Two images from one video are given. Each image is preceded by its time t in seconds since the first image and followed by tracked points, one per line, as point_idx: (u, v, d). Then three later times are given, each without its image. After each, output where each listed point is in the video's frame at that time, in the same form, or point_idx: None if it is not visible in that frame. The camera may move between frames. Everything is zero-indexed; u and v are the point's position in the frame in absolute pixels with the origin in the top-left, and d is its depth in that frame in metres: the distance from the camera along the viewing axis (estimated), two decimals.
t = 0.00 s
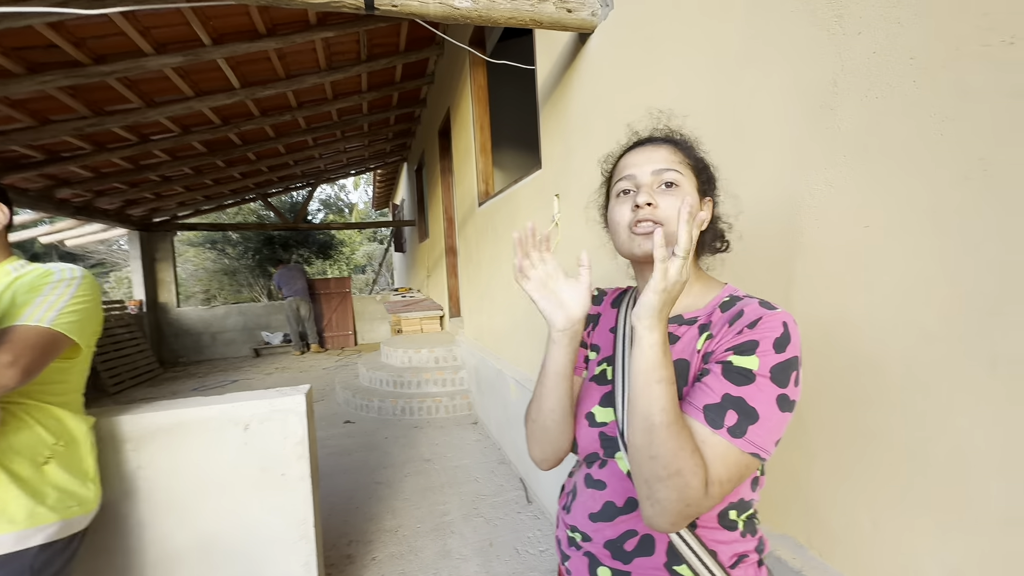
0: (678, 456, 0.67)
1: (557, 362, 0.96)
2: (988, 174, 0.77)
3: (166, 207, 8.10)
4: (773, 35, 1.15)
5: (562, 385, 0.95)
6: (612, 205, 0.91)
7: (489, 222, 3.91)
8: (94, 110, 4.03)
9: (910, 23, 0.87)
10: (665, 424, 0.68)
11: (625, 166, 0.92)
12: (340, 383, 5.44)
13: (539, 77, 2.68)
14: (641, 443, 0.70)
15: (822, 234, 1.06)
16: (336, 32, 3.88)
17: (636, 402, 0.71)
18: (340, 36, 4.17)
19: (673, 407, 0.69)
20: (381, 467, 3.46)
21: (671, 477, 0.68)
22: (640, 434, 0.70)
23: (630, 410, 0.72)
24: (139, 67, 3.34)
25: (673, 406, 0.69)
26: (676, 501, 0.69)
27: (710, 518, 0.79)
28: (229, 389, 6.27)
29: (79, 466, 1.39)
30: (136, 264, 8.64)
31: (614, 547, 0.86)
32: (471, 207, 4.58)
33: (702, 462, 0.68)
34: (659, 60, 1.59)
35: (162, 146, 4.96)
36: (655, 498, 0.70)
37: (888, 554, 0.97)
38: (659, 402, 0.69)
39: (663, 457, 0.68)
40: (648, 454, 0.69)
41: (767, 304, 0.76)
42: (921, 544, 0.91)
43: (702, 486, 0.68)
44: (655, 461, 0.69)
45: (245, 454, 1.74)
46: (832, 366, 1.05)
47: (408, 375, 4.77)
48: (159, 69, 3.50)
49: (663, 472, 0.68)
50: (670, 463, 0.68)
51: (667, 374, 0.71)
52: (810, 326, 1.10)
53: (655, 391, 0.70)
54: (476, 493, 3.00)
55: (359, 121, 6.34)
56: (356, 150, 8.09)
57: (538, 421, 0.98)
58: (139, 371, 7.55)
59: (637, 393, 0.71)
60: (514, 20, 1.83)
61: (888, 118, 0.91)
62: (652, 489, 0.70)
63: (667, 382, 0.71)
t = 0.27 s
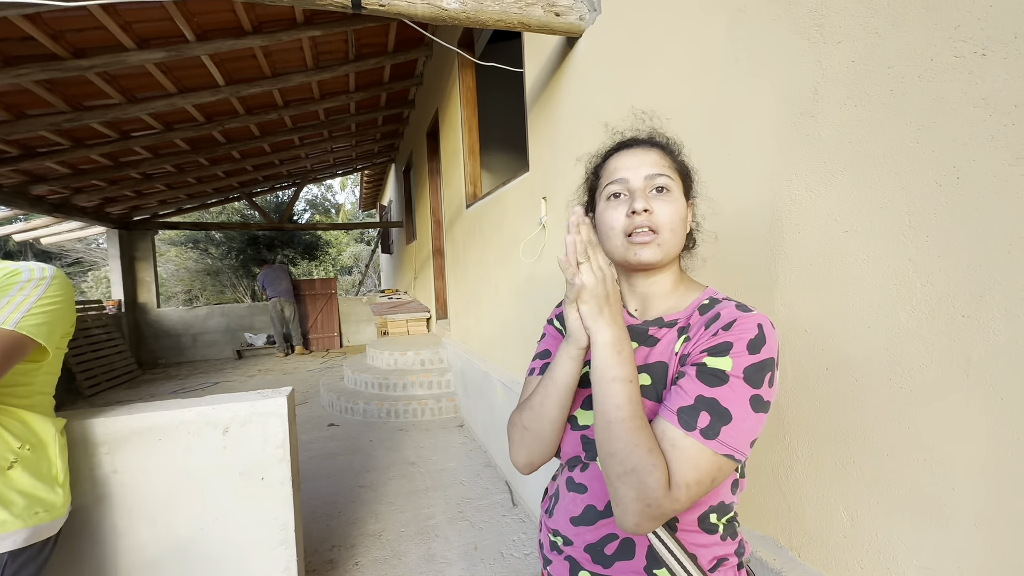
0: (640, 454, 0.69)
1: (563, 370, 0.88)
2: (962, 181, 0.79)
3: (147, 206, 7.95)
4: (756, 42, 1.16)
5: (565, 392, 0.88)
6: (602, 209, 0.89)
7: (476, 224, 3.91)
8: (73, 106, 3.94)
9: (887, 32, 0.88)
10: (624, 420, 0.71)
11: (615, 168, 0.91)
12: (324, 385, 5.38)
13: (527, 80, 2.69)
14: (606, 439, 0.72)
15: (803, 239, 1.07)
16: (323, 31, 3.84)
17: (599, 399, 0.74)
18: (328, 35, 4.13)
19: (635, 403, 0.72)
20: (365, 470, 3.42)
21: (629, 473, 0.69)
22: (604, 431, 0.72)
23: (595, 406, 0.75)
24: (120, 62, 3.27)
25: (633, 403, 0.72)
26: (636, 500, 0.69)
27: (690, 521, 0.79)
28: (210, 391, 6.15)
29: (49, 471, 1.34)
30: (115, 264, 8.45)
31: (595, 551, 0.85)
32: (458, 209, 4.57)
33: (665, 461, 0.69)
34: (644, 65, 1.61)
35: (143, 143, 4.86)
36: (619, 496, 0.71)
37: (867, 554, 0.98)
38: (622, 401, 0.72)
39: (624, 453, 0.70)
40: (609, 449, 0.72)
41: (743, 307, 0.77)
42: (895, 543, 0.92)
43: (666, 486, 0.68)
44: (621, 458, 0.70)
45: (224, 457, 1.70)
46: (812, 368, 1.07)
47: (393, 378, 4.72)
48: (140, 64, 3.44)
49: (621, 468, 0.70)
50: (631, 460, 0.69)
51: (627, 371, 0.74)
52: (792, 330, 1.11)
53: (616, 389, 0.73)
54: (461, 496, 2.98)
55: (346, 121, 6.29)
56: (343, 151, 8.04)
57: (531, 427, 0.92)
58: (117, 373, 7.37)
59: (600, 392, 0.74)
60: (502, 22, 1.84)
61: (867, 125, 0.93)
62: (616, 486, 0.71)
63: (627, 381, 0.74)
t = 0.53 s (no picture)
0: (633, 449, 0.70)
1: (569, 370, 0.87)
2: (954, 186, 0.80)
3: (143, 206, 7.93)
4: (752, 47, 1.17)
5: (571, 392, 0.88)
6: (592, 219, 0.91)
7: (474, 226, 3.91)
8: (70, 105, 3.93)
9: (881, 39, 0.89)
10: (621, 415, 0.72)
11: (605, 176, 0.91)
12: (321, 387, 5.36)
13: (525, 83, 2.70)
14: (603, 435, 0.74)
15: (798, 242, 1.08)
16: (322, 33, 3.84)
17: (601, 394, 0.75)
18: (326, 36, 4.14)
19: (634, 398, 0.74)
20: (362, 472, 3.41)
21: (619, 465, 0.71)
22: (601, 427, 0.74)
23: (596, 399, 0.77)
24: (117, 62, 3.27)
25: (631, 399, 0.73)
26: (626, 495, 0.71)
27: (687, 522, 0.79)
28: (206, 393, 6.12)
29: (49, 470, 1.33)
30: (111, 264, 8.42)
31: (593, 553, 0.85)
32: (456, 210, 4.57)
33: (656, 457, 0.70)
34: (642, 69, 1.62)
35: (140, 143, 4.85)
36: (611, 490, 0.73)
37: (861, 555, 0.99)
38: (619, 397, 0.74)
39: (617, 447, 0.72)
40: (604, 445, 0.73)
41: (735, 308, 0.77)
42: (888, 543, 0.93)
43: (656, 482, 0.69)
44: (614, 452, 0.72)
45: (220, 458, 1.70)
46: (807, 371, 1.07)
47: (390, 380, 4.72)
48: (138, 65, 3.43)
49: (613, 461, 0.72)
50: (622, 453, 0.71)
51: (630, 368, 0.76)
52: (787, 333, 1.12)
53: (618, 383, 0.75)
54: (458, 498, 2.98)
55: (344, 123, 6.29)
56: (341, 152, 8.04)
57: (536, 427, 0.91)
58: (113, 374, 7.34)
59: (602, 385, 0.76)
60: (500, 26, 1.85)
61: (861, 130, 0.94)
62: (609, 479, 0.73)
63: (629, 376, 0.76)
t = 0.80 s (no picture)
0: (636, 450, 0.70)
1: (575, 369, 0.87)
2: (963, 183, 0.79)
3: (149, 206, 7.98)
4: (758, 45, 1.16)
5: (576, 391, 0.87)
6: (602, 211, 0.91)
7: (478, 224, 3.91)
8: (77, 106, 3.96)
9: (889, 35, 0.89)
10: (626, 416, 0.72)
11: (617, 169, 0.91)
12: (325, 385, 5.38)
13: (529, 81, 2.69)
14: (607, 435, 0.74)
15: (805, 240, 1.07)
16: (326, 32, 3.85)
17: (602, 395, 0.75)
18: (330, 36, 4.15)
19: (638, 400, 0.73)
20: (366, 470, 3.42)
21: (623, 467, 0.71)
22: (605, 430, 0.74)
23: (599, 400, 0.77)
24: (123, 62, 3.29)
25: (634, 400, 0.73)
26: (631, 496, 0.71)
27: (694, 522, 0.79)
28: (212, 391, 6.16)
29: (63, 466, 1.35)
30: (118, 263, 8.48)
31: (600, 553, 0.86)
32: (460, 209, 4.57)
33: (660, 458, 0.70)
34: (646, 67, 1.61)
35: (146, 143, 4.88)
36: (615, 491, 0.73)
37: (868, 556, 0.98)
38: (622, 399, 0.73)
39: (620, 448, 0.72)
40: (607, 445, 0.73)
41: (739, 307, 0.77)
42: (895, 543, 0.93)
43: (660, 483, 0.69)
44: (617, 453, 0.72)
45: (227, 456, 1.71)
46: (813, 370, 1.07)
47: (395, 378, 4.73)
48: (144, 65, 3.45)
49: (617, 462, 0.72)
50: (625, 454, 0.71)
51: (635, 369, 0.76)
52: (793, 332, 1.11)
53: (624, 383, 0.74)
54: (463, 496, 2.99)
55: (348, 122, 6.31)
56: (345, 151, 8.06)
57: (542, 428, 0.91)
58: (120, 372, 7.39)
59: (604, 388, 0.75)
60: (505, 24, 1.84)
61: (868, 127, 0.93)
62: (613, 480, 0.73)
63: (631, 377, 0.75)
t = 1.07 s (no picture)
0: (642, 444, 0.71)
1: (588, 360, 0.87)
2: (984, 173, 0.78)
3: (166, 204, 8.12)
4: (772, 35, 1.15)
5: (588, 383, 0.88)
6: (623, 205, 0.89)
7: (488, 220, 3.92)
8: (96, 107, 4.04)
9: (907, 22, 0.87)
10: (635, 410, 0.73)
11: (642, 163, 0.89)
12: (339, 381, 5.45)
13: (539, 76, 2.68)
14: (615, 429, 0.74)
15: (820, 233, 1.06)
16: (337, 30, 3.87)
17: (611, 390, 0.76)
18: (341, 33, 4.17)
19: (647, 395, 0.74)
20: (379, 465, 3.46)
21: (630, 461, 0.72)
22: (614, 425, 0.74)
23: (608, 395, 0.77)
24: (140, 63, 3.35)
25: (642, 395, 0.73)
26: (637, 490, 0.71)
27: (705, 517, 0.79)
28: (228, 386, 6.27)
29: (86, 459, 1.39)
30: (137, 261, 8.65)
31: (611, 548, 0.86)
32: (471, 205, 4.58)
33: (667, 452, 0.70)
34: (658, 60, 1.60)
35: (162, 143, 4.96)
36: (622, 486, 0.74)
37: (883, 553, 0.98)
38: (631, 394, 0.74)
39: (627, 443, 0.72)
40: (615, 440, 0.74)
41: (749, 301, 0.76)
42: (911, 540, 0.92)
43: (667, 477, 0.69)
44: (625, 448, 0.72)
45: (243, 449, 1.74)
46: (828, 365, 1.06)
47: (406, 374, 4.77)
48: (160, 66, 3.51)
49: (624, 456, 0.72)
50: (632, 448, 0.72)
51: (644, 365, 0.76)
52: (807, 326, 1.10)
53: (633, 379, 0.75)
54: (474, 491, 3.01)
55: (360, 119, 6.35)
56: (357, 148, 8.11)
57: (554, 420, 0.91)
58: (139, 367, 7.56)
59: (615, 384, 0.76)
60: (515, 18, 1.84)
61: (885, 117, 0.92)
62: (621, 474, 0.73)
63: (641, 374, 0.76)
